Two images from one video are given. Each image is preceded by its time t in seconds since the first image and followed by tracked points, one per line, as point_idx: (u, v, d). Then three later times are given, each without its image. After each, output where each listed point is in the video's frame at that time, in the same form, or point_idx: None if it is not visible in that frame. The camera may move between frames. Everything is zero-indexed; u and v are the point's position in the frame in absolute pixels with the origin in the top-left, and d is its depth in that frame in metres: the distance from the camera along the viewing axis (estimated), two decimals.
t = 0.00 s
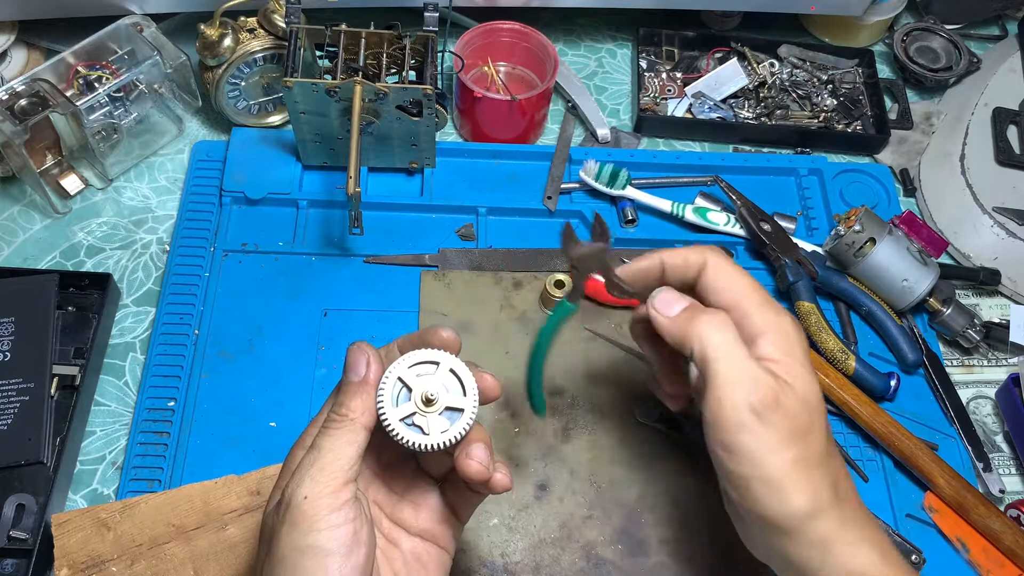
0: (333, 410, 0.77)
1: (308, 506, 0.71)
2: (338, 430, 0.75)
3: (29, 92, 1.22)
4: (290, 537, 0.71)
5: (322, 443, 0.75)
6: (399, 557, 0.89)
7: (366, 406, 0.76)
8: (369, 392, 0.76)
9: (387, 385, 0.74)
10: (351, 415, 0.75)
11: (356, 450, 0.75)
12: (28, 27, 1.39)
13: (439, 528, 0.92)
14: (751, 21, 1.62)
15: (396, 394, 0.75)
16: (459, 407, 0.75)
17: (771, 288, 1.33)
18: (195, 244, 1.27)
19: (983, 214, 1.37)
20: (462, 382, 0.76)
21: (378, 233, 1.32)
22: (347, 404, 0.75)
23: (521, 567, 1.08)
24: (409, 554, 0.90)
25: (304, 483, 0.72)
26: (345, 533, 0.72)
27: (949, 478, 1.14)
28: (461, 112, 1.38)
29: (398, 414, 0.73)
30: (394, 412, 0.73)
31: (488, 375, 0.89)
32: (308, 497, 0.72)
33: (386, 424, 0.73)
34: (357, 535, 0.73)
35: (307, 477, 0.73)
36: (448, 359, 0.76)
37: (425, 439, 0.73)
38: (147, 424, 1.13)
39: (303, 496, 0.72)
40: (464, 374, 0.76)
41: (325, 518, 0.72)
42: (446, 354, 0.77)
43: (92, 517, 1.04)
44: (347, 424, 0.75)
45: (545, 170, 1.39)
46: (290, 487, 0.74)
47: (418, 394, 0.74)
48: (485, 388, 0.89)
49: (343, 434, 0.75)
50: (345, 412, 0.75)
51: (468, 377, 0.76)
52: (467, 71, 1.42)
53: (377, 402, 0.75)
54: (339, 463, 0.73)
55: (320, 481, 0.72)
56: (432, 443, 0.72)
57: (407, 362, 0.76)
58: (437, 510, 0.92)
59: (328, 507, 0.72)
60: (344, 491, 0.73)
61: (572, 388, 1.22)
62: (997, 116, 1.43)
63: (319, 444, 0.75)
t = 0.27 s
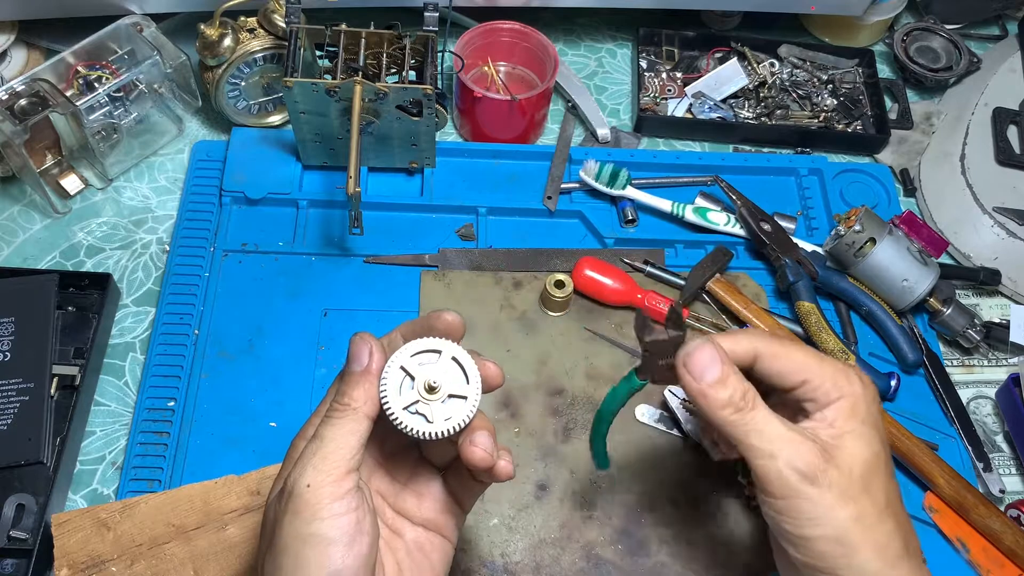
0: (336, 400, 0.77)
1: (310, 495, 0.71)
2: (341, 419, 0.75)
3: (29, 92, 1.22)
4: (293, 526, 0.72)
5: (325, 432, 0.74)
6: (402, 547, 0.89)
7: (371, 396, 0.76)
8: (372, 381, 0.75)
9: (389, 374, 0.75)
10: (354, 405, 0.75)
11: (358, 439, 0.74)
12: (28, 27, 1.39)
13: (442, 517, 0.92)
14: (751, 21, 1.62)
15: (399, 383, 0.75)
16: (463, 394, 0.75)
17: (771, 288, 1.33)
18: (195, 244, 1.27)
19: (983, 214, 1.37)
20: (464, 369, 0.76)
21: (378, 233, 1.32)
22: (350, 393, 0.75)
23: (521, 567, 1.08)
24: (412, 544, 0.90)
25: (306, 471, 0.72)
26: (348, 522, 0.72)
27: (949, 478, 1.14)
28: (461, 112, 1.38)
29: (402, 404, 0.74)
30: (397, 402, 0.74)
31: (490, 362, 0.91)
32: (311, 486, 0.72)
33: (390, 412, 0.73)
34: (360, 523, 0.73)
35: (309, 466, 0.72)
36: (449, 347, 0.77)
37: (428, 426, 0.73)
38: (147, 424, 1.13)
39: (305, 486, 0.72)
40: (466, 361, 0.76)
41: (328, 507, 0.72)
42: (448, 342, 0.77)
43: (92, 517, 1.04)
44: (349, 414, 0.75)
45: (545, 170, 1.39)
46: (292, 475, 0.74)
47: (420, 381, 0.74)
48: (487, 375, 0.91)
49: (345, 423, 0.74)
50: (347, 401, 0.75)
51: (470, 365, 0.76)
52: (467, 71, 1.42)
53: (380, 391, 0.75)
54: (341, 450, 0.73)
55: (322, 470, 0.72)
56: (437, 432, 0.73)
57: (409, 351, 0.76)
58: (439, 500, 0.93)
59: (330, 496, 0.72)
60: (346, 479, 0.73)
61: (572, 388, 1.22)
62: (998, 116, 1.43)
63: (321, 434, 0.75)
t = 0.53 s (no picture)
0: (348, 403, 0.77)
1: (329, 491, 0.72)
2: (353, 421, 0.75)
3: (29, 92, 1.22)
4: (310, 523, 0.71)
5: (338, 434, 0.74)
6: (405, 557, 0.88)
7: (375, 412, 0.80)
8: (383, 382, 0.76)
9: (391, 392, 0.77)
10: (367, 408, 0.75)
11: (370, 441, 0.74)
12: (28, 27, 1.39)
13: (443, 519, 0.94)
14: (751, 21, 1.62)
15: (402, 400, 0.77)
16: (464, 401, 0.77)
17: (771, 288, 1.33)
18: (194, 244, 1.27)
19: (984, 214, 1.37)
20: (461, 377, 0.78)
21: (378, 233, 1.32)
22: (360, 397, 0.75)
23: (521, 567, 1.08)
24: (413, 555, 0.89)
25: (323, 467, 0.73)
26: (364, 519, 0.72)
27: (949, 478, 1.14)
28: (461, 113, 1.38)
29: (407, 420, 0.76)
30: (403, 419, 0.76)
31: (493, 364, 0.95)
32: (329, 481, 0.72)
33: (398, 426, 0.76)
34: (376, 521, 0.73)
35: (324, 464, 0.73)
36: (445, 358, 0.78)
37: (436, 433, 0.76)
38: (147, 424, 1.13)
39: (321, 483, 0.72)
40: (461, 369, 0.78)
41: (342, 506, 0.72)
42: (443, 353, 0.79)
43: (92, 517, 1.04)
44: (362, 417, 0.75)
45: (545, 170, 1.39)
46: (306, 475, 0.74)
47: (423, 392, 0.76)
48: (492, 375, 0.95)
49: (358, 424, 0.74)
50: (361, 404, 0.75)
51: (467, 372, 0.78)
52: (467, 71, 1.42)
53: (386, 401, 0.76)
54: (357, 449, 0.74)
55: (338, 469, 0.73)
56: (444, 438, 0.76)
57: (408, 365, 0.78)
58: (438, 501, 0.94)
59: (346, 493, 0.72)
60: (362, 479, 0.74)
61: (573, 388, 1.22)
62: (998, 116, 1.43)
63: (334, 436, 0.74)
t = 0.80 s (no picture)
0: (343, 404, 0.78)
1: (326, 485, 0.72)
2: (349, 418, 0.76)
3: (30, 92, 1.22)
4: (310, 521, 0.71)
5: (334, 432, 0.75)
6: (403, 556, 0.87)
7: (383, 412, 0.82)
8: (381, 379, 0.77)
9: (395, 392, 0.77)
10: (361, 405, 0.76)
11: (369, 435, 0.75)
12: (28, 27, 1.39)
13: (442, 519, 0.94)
14: (751, 21, 1.62)
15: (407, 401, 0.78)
16: (468, 395, 0.77)
17: (771, 288, 1.33)
18: (195, 244, 1.27)
19: (983, 214, 1.37)
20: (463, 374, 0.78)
21: (378, 233, 1.32)
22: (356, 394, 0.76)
23: (521, 567, 1.08)
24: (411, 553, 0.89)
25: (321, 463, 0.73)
26: (364, 514, 0.72)
27: (949, 478, 1.14)
28: (461, 113, 1.38)
29: (412, 419, 0.77)
30: (410, 417, 0.77)
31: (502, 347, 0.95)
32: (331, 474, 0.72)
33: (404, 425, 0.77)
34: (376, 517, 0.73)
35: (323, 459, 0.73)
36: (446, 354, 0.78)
37: (444, 429, 0.78)
38: (147, 424, 1.13)
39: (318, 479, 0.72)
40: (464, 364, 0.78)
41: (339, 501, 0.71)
42: (443, 348, 0.79)
43: (92, 517, 1.04)
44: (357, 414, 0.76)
45: (545, 170, 1.39)
46: (304, 472, 0.74)
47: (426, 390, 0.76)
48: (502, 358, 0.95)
49: (353, 421, 0.75)
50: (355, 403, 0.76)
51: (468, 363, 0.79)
52: (467, 71, 1.42)
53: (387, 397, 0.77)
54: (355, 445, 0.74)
55: (337, 465, 0.73)
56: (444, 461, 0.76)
57: (408, 365, 0.78)
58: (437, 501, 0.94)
59: (345, 488, 0.72)
60: (359, 474, 0.74)
61: (573, 388, 1.22)
62: (998, 116, 1.43)
63: (330, 433, 0.75)
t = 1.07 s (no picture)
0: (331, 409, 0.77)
1: (297, 495, 0.71)
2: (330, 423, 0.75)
3: (29, 92, 1.21)
4: (284, 528, 0.71)
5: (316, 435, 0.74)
6: (402, 555, 0.88)
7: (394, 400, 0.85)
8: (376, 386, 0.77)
9: (402, 377, 0.81)
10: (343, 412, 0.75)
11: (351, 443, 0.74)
12: (28, 27, 1.39)
13: (444, 519, 0.93)
14: (751, 21, 1.62)
15: (414, 383, 0.82)
16: (472, 359, 0.83)
17: (771, 288, 1.33)
18: (195, 244, 1.27)
19: (983, 214, 1.37)
20: (461, 341, 0.84)
21: (378, 233, 1.32)
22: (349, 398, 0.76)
23: (521, 567, 1.08)
24: (411, 551, 0.89)
25: (298, 469, 0.72)
26: (338, 523, 0.72)
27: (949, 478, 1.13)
28: (461, 113, 1.38)
29: (426, 398, 0.81)
30: (422, 398, 0.81)
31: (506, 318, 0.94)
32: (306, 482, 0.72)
33: (419, 407, 0.81)
34: (351, 524, 0.73)
35: (302, 465, 0.72)
36: (441, 327, 0.83)
37: (460, 402, 0.82)
38: (147, 424, 1.13)
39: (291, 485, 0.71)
40: (462, 333, 0.83)
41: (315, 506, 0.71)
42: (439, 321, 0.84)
43: (92, 517, 1.04)
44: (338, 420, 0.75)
45: (545, 170, 1.39)
46: (280, 478, 0.74)
47: (433, 367, 0.81)
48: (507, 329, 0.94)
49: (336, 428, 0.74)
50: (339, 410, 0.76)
51: (465, 331, 0.84)
52: (467, 71, 1.42)
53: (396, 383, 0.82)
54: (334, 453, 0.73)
55: (314, 473, 0.72)
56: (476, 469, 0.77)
57: (409, 345, 0.82)
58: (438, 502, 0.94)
59: (319, 496, 0.72)
60: (336, 481, 0.73)
61: (573, 388, 1.22)
62: (998, 116, 1.43)
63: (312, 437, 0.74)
